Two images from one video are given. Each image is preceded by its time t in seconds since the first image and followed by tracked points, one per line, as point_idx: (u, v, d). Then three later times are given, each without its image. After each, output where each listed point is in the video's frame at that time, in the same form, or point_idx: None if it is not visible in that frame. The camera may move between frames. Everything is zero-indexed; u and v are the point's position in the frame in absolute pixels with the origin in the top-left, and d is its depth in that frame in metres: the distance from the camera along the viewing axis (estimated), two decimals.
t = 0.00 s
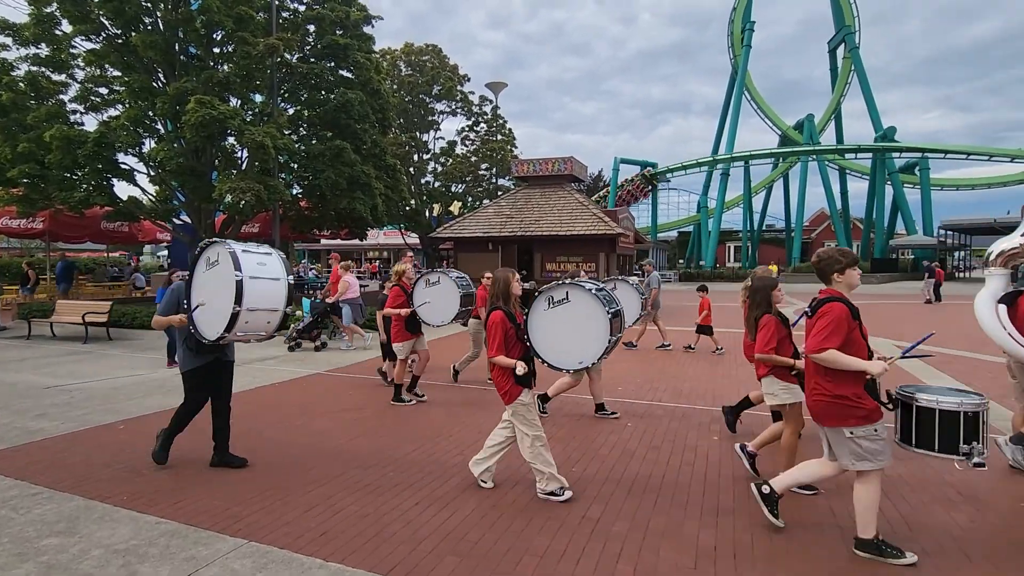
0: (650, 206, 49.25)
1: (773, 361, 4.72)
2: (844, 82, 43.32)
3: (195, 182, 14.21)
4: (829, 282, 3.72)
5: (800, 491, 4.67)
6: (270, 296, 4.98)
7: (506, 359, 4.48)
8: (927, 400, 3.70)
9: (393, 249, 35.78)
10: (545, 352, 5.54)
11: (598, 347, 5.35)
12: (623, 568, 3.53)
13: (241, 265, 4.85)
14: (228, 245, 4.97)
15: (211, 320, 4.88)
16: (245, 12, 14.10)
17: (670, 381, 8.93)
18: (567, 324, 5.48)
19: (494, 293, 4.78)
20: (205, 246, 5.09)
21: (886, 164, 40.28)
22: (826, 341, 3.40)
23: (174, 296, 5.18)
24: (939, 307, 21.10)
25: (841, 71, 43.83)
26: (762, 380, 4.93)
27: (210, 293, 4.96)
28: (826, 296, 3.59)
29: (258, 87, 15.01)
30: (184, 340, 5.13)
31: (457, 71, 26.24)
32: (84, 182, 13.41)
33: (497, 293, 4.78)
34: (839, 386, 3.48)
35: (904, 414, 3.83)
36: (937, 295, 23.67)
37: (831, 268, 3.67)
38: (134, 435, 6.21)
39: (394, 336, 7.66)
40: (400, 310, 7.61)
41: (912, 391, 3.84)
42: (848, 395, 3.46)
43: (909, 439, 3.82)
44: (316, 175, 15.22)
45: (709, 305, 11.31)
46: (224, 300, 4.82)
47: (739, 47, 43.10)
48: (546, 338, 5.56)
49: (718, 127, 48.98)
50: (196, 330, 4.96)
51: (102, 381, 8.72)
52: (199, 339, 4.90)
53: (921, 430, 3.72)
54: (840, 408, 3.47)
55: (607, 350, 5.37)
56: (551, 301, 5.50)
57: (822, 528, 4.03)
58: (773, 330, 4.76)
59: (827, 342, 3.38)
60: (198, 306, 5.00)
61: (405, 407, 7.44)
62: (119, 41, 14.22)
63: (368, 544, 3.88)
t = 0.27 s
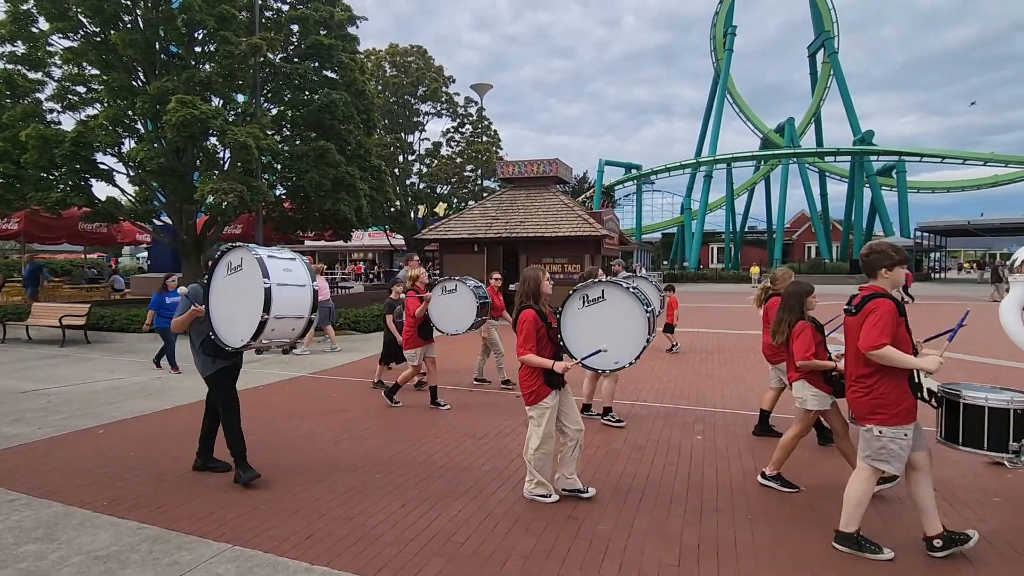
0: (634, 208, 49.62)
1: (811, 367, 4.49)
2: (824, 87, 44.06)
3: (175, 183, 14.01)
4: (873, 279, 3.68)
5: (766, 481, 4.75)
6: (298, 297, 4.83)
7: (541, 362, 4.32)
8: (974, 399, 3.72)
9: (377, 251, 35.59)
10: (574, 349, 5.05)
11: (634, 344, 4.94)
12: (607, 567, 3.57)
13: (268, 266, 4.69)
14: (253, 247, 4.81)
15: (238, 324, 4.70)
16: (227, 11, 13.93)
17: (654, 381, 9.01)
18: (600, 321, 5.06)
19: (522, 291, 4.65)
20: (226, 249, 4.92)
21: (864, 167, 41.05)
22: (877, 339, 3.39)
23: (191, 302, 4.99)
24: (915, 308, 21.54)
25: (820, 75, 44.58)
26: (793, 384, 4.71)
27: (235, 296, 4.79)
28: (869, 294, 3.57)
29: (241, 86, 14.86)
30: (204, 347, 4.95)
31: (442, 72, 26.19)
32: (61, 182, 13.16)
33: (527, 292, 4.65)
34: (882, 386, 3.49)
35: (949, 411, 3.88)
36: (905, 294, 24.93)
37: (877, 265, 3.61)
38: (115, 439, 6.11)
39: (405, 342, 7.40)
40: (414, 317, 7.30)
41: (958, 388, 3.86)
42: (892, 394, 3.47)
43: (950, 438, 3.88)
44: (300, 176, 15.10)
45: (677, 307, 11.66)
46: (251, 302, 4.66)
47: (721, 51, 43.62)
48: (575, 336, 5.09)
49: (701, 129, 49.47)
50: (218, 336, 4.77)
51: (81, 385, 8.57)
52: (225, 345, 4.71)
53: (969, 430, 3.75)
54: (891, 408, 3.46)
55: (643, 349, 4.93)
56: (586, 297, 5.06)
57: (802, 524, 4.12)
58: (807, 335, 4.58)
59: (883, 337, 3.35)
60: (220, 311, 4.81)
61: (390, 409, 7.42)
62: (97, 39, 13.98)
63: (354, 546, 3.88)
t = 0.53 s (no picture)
0: (617, 209, 49.96)
1: (843, 367, 4.47)
2: (801, 91, 44.84)
3: (152, 182, 13.76)
4: (914, 287, 3.69)
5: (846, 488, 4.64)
6: (327, 302, 4.77)
7: (587, 351, 4.12)
8: (1020, 406, 3.53)
9: (360, 251, 35.34)
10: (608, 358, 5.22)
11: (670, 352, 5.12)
12: (588, 565, 3.61)
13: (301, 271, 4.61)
14: (281, 250, 4.70)
15: (264, 329, 4.58)
16: (206, 8, 13.70)
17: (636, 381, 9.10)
18: (634, 329, 5.20)
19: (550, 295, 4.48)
20: (249, 251, 4.76)
21: (840, 170, 41.89)
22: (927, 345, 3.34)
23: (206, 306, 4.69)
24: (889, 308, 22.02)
25: (798, 79, 45.36)
26: (828, 386, 4.67)
27: (260, 301, 4.65)
28: (911, 301, 3.56)
29: (219, 84, 14.65)
30: (223, 353, 4.73)
31: (425, 72, 26.10)
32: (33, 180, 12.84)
33: (555, 295, 4.47)
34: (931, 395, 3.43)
35: (994, 422, 3.66)
36: (872, 291, 26.52)
37: (918, 271, 3.62)
38: (89, 444, 5.99)
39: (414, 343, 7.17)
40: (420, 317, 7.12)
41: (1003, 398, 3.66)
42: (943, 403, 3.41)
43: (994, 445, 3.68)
44: (281, 175, 14.94)
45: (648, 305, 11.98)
46: (282, 308, 4.57)
47: (702, 54, 44.15)
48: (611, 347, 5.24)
49: (682, 131, 49.98)
50: (241, 342, 4.62)
51: (54, 388, 8.38)
52: (251, 351, 4.58)
53: (1013, 438, 3.56)
54: (939, 417, 3.41)
55: (677, 357, 5.12)
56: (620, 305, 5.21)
57: (776, 520, 4.21)
58: (841, 334, 4.52)
59: (930, 346, 3.32)
60: (242, 316, 4.66)
61: (372, 411, 7.39)
62: (70, 35, 13.68)
63: (334, 549, 3.86)
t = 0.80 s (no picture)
0: (596, 209, 50.31)
1: (860, 374, 4.41)
2: (776, 95, 45.68)
3: (121, 179, 13.44)
4: (931, 281, 3.66)
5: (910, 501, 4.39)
6: (355, 305, 4.77)
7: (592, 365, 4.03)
8: None
9: (337, 251, 34.99)
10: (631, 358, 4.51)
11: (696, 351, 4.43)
12: (557, 563, 3.64)
13: (337, 272, 4.64)
14: (314, 251, 4.67)
15: (291, 330, 4.54)
16: (178, 3, 13.43)
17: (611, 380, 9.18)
18: (657, 329, 4.52)
19: (572, 295, 4.31)
20: (276, 251, 4.69)
21: (813, 173, 42.81)
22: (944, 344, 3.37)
23: (221, 304, 4.52)
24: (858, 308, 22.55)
25: (773, 84, 46.22)
26: (843, 392, 4.60)
27: (287, 302, 4.60)
28: (927, 297, 3.56)
29: (191, 81, 14.36)
30: (239, 353, 4.61)
31: (404, 71, 25.94)
32: None
33: (576, 295, 4.32)
34: (950, 389, 3.46)
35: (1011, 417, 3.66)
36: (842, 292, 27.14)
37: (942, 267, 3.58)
38: (51, 448, 5.82)
39: (417, 346, 7.07)
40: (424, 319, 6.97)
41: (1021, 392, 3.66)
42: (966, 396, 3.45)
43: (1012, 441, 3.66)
44: (255, 174, 14.72)
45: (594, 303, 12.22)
46: (315, 309, 4.56)
47: (679, 57, 44.69)
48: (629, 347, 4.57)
49: (660, 133, 50.49)
50: (264, 342, 4.54)
51: (15, 391, 8.12)
52: (275, 352, 4.51)
53: None
54: (959, 411, 3.45)
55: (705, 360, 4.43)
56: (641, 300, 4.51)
57: (743, 515, 4.30)
58: (854, 340, 4.42)
59: (942, 346, 3.35)
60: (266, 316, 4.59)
61: (346, 412, 7.33)
62: (34, 27, 13.29)
63: (303, 551, 3.82)
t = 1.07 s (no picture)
0: (570, 209, 50.61)
1: (872, 370, 4.45)
2: (745, 98, 46.61)
3: (77, 173, 13.00)
4: (944, 290, 3.67)
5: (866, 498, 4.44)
6: (366, 295, 4.77)
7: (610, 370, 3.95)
8: None
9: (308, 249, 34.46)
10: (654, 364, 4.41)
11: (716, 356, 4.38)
12: (514, 560, 3.66)
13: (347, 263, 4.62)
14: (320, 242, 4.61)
15: (301, 325, 4.47)
16: None
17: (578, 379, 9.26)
18: (675, 330, 4.46)
19: (585, 295, 4.17)
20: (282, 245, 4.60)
21: (780, 175, 43.84)
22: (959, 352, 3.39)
23: (228, 307, 4.38)
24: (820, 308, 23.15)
25: (742, 87, 47.16)
26: (854, 387, 4.66)
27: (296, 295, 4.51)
28: (943, 306, 3.57)
29: (153, 73, 13.97)
30: (250, 354, 4.52)
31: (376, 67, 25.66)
32: None
33: (590, 296, 4.18)
34: (965, 398, 3.47)
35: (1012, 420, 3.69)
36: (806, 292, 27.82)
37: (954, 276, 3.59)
38: None
39: (411, 346, 6.93)
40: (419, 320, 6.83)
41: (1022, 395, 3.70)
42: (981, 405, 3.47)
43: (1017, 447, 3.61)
44: (221, 169, 14.40)
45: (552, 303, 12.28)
46: (327, 301, 4.52)
47: (652, 60, 45.24)
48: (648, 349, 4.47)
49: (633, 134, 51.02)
50: (275, 338, 4.44)
51: None
52: (289, 347, 4.41)
53: None
54: (972, 421, 3.46)
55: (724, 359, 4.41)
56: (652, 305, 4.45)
57: (698, 510, 4.39)
58: (870, 335, 4.49)
59: (959, 357, 3.37)
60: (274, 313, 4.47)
61: (310, 412, 7.25)
62: None
63: (257, 554, 3.77)
